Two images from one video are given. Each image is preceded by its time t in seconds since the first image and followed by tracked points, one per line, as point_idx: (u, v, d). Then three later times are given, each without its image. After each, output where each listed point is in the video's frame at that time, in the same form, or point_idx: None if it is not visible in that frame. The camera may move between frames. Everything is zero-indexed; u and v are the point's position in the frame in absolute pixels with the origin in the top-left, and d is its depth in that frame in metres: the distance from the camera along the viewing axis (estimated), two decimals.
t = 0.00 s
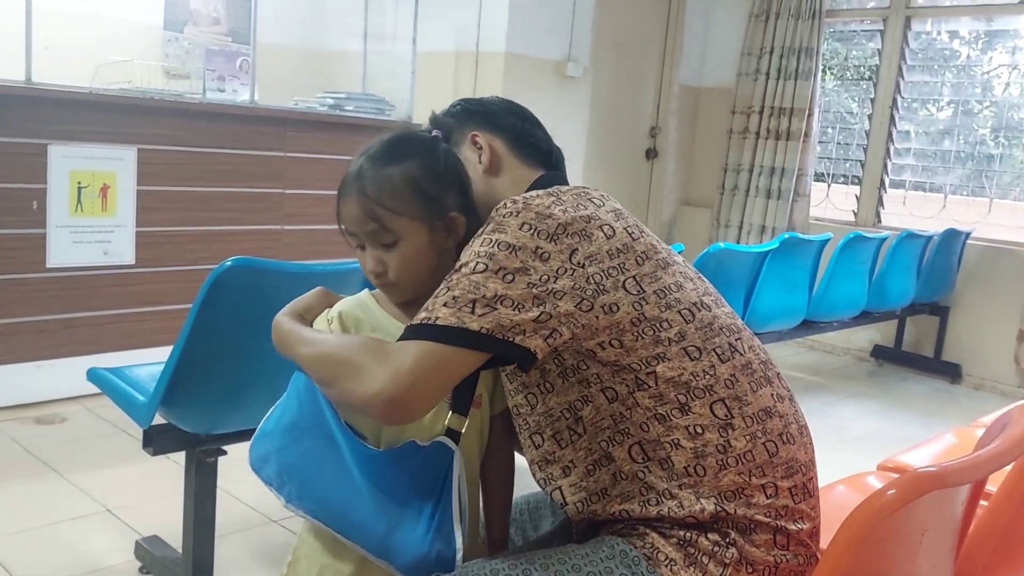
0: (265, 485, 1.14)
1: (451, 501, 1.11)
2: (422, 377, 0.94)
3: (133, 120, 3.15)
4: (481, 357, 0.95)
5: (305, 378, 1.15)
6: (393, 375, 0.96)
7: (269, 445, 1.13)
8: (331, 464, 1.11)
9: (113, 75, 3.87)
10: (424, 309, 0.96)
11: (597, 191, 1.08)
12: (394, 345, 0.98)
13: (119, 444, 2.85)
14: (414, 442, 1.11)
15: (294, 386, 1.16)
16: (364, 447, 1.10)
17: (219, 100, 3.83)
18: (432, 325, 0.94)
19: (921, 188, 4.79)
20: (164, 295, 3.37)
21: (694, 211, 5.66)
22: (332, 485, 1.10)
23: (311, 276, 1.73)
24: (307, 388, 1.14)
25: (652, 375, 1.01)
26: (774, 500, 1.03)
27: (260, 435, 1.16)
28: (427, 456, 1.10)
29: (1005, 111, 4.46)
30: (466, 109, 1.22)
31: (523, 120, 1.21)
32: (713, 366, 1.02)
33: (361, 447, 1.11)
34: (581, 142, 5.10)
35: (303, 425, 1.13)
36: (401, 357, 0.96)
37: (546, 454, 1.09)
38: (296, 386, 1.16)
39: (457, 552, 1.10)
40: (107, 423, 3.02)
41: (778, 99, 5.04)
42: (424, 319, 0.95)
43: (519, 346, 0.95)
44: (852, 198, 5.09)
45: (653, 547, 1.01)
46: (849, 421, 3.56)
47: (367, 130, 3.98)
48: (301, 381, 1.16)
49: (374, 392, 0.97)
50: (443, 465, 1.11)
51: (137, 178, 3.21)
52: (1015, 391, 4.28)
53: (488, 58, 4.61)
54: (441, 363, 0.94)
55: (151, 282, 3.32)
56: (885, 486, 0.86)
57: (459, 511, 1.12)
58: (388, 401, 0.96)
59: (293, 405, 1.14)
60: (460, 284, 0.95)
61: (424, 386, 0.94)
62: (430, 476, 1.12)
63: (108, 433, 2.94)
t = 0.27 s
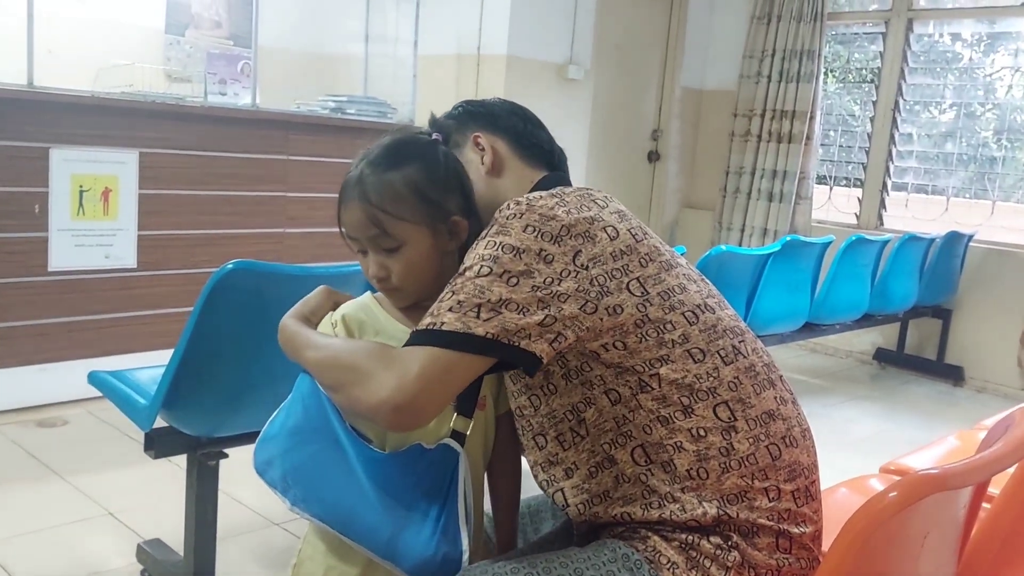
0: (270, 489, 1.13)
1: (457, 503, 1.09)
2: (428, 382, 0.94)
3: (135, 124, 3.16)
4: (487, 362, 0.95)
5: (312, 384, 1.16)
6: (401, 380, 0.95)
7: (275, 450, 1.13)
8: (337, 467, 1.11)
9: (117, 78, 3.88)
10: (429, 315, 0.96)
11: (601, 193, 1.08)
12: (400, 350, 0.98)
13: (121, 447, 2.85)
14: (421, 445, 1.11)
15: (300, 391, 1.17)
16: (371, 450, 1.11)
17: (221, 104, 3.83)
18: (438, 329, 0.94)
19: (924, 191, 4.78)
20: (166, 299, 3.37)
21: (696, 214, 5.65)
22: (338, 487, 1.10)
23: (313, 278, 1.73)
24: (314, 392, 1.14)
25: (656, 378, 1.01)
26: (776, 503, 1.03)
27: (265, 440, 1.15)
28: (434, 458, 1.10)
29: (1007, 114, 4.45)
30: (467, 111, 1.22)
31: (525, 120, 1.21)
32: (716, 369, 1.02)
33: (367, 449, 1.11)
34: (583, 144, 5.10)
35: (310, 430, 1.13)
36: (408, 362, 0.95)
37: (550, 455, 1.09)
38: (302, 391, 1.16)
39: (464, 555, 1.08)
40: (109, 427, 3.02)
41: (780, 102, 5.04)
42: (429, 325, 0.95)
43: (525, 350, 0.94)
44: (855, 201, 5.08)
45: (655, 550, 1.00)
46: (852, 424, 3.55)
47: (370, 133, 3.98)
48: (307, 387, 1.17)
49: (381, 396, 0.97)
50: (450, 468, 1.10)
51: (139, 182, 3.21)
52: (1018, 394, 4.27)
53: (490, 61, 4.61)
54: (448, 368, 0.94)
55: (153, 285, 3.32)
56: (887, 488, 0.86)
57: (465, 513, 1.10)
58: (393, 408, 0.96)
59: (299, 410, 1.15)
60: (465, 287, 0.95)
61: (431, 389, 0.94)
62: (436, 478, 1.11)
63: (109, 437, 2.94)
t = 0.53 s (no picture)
0: (272, 491, 1.13)
1: (458, 505, 1.10)
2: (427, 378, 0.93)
3: (137, 126, 3.16)
4: (488, 362, 0.94)
5: (313, 385, 1.16)
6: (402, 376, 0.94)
7: (277, 452, 1.13)
8: (338, 469, 1.11)
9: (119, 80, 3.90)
10: (429, 314, 0.95)
11: (602, 194, 1.08)
12: (400, 349, 0.97)
13: (123, 449, 2.85)
14: (422, 448, 1.11)
15: (302, 394, 1.17)
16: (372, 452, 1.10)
17: (223, 105, 3.84)
18: (439, 329, 0.93)
19: (927, 191, 4.77)
20: (168, 301, 3.37)
21: (698, 214, 5.65)
22: (339, 489, 1.10)
23: (315, 280, 1.73)
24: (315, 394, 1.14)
25: (657, 378, 1.00)
26: (778, 505, 1.03)
27: (267, 443, 1.15)
28: (434, 461, 1.10)
29: (1011, 113, 4.44)
30: (467, 113, 1.22)
31: (525, 122, 1.21)
32: (718, 369, 1.02)
33: (368, 452, 1.11)
34: (586, 145, 5.10)
35: (311, 432, 1.13)
36: (407, 361, 0.95)
37: (549, 457, 1.08)
38: (304, 393, 1.16)
39: (465, 558, 1.08)
40: (111, 428, 3.02)
41: (783, 102, 5.03)
42: (429, 323, 0.94)
43: (525, 349, 0.94)
44: (857, 201, 5.07)
45: (655, 552, 1.00)
46: (855, 425, 3.54)
47: (371, 134, 3.98)
48: (308, 389, 1.17)
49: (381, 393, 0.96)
50: (450, 471, 1.11)
51: (141, 184, 3.21)
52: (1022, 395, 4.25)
53: (492, 62, 4.61)
54: (449, 366, 0.93)
55: (155, 287, 3.32)
56: (889, 488, 0.85)
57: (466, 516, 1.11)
58: (392, 408, 0.95)
59: (301, 412, 1.15)
60: (466, 286, 0.94)
61: (430, 387, 0.94)
62: (437, 482, 1.11)
63: (111, 438, 2.94)
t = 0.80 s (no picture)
0: (269, 491, 1.13)
1: (454, 509, 1.11)
2: (429, 379, 0.93)
3: (138, 127, 3.16)
4: (487, 363, 0.94)
5: (311, 386, 1.16)
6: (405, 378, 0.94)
7: (275, 453, 1.13)
8: (335, 471, 1.11)
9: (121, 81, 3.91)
10: (430, 315, 0.95)
11: (603, 194, 1.07)
12: (398, 352, 0.97)
13: (125, 450, 2.85)
14: (419, 450, 1.11)
15: (300, 395, 1.17)
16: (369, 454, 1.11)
17: (224, 106, 3.84)
18: (439, 330, 0.93)
19: (929, 191, 4.76)
20: (169, 301, 3.37)
21: (700, 215, 5.64)
22: (335, 491, 1.09)
23: (315, 280, 1.72)
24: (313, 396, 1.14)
25: (658, 379, 1.00)
26: (778, 507, 1.02)
27: (266, 443, 1.15)
28: (432, 464, 1.11)
29: (1013, 113, 4.44)
30: (464, 115, 1.22)
31: (524, 122, 1.21)
32: (718, 370, 1.01)
33: (365, 455, 1.11)
34: (587, 145, 5.10)
35: (309, 433, 1.13)
36: (406, 363, 0.95)
37: (548, 458, 1.07)
38: (302, 394, 1.16)
39: (459, 563, 1.09)
40: (112, 429, 3.02)
41: (784, 102, 5.03)
42: (430, 325, 0.94)
43: (525, 350, 0.94)
44: (859, 201, 5.06)
45: (654, 553, 1.00)
46: (856, 426, 3.54)
47: (372, 135, 3.98)
48: (307, 390, 1.16)
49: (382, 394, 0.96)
50: (447, 475, 1.12)
51: (142, 185, 3.21)
52: None
53: (493, 62, 4.60)
54: (449, 366, 0.93)
55: (156, 288, 3.32)
56: (888, 489, 0.85)
57: (462, 520, 1.11)
58: (390, 409, 0.95)
59: (299, 413, 1.15)
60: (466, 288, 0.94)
61: (431, 388, 0.93)
62: (433, 485, 1.11)
63: (113, 439, 2.94)
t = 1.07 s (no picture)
0: (271, 495, 1.13)
1: (459, 509, 1.10)
2: (431, 386, 0.93)
3: (140, 127, 3.16)
4: (488, 370, 0.94)
5: (312, 388, 1.15)
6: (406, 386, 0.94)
7: (277, 456, 1.13)
8: (338, 473, 1.10)
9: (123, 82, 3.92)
10: (432, 322, 0.95)
11: (605, 194, 1.07)
12: (402, 358, 0.97)
13: (126, 450, 2.85)
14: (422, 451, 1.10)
15: (301, 397, 1.16)
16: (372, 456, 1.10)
17: (226, 106, 3.85)
18: (442, 338, 0.93)
19: (932, 191, 4.75)
20: (170, 302, 3.38)
21: (702, 214, 5.64)
22: (339, 493, 1.09)
23: (315, 281, 1.72)
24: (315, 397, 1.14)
25: (661, 383, 1.00)
26: (779, 511, 1.02)
27: (268, 446, 1.15)
28: (436, 465, 1.10)
29: (1016, 113, 4.43)
30: (468, 110, 1.21)
31: (526, 117, 1.21)
32: (721, 374, 1.01)
33: (368, 456, 1.10)
34: (589, 145, 5.10)
35: (311, 435, 1.13)
36: (410, 370, 0.94)
37: (549, 460, 1.07)
38: (303, 396, 1.16)
39: (465, 564, 1.08)
40: (114, 430, 3.02)
41: (787, 102, 5.02)
42: (433, 332, 0.94)
43: (528, 357, 0.94)
44: (861, 201, 5.05)
45: (654, 556, 0.99)
46: (858, 426, 3.53)
47: (374, 135, 3.98)
48: (308, 391, 1.16)
49: (383, 402, 0.95)
50: (450, 476, 1.11)
51: (144, 186, 3.21)
52: None
53: (495, 62, 4.60)
54: (450, 373, 0.93)
55: (158, 289, 3.32)
56: (887, 489, 0.85)
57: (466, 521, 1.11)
58: (393, 419, 0.95)
59: (301, 415, 1.14)
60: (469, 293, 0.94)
61: (433, 396, 0.93)
62: (437, 486, 1.11)
63: (114, 440, 2.94)
